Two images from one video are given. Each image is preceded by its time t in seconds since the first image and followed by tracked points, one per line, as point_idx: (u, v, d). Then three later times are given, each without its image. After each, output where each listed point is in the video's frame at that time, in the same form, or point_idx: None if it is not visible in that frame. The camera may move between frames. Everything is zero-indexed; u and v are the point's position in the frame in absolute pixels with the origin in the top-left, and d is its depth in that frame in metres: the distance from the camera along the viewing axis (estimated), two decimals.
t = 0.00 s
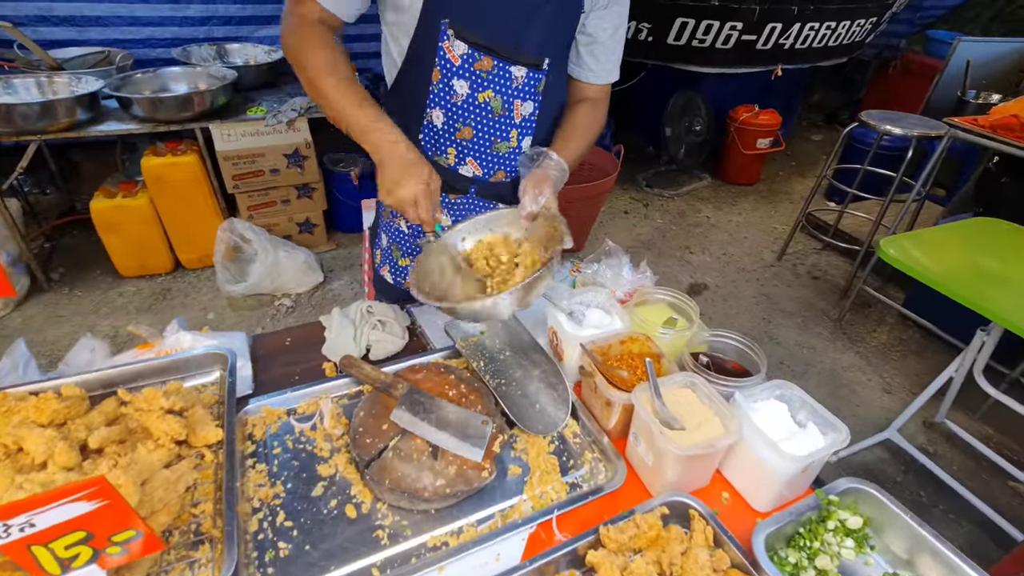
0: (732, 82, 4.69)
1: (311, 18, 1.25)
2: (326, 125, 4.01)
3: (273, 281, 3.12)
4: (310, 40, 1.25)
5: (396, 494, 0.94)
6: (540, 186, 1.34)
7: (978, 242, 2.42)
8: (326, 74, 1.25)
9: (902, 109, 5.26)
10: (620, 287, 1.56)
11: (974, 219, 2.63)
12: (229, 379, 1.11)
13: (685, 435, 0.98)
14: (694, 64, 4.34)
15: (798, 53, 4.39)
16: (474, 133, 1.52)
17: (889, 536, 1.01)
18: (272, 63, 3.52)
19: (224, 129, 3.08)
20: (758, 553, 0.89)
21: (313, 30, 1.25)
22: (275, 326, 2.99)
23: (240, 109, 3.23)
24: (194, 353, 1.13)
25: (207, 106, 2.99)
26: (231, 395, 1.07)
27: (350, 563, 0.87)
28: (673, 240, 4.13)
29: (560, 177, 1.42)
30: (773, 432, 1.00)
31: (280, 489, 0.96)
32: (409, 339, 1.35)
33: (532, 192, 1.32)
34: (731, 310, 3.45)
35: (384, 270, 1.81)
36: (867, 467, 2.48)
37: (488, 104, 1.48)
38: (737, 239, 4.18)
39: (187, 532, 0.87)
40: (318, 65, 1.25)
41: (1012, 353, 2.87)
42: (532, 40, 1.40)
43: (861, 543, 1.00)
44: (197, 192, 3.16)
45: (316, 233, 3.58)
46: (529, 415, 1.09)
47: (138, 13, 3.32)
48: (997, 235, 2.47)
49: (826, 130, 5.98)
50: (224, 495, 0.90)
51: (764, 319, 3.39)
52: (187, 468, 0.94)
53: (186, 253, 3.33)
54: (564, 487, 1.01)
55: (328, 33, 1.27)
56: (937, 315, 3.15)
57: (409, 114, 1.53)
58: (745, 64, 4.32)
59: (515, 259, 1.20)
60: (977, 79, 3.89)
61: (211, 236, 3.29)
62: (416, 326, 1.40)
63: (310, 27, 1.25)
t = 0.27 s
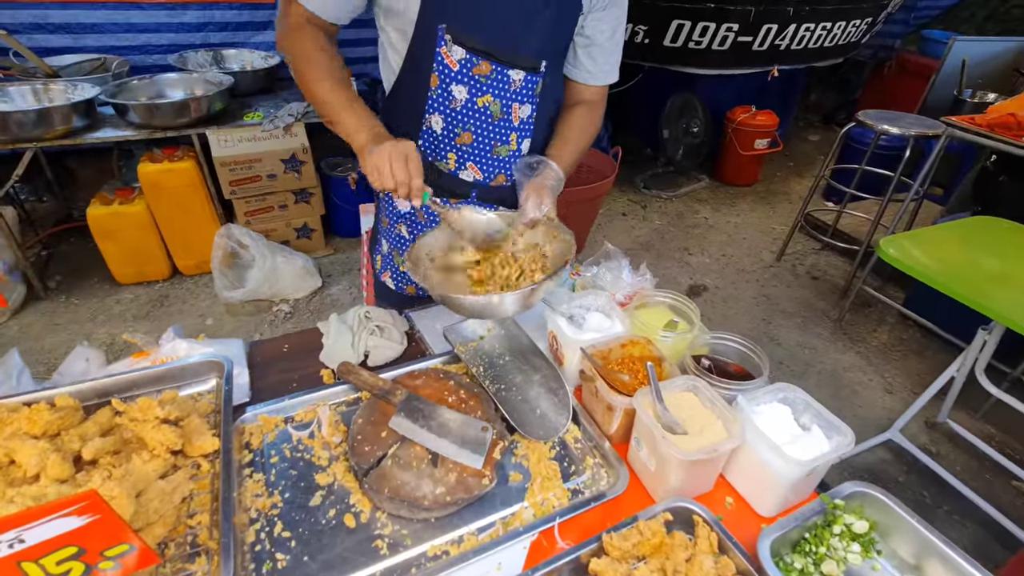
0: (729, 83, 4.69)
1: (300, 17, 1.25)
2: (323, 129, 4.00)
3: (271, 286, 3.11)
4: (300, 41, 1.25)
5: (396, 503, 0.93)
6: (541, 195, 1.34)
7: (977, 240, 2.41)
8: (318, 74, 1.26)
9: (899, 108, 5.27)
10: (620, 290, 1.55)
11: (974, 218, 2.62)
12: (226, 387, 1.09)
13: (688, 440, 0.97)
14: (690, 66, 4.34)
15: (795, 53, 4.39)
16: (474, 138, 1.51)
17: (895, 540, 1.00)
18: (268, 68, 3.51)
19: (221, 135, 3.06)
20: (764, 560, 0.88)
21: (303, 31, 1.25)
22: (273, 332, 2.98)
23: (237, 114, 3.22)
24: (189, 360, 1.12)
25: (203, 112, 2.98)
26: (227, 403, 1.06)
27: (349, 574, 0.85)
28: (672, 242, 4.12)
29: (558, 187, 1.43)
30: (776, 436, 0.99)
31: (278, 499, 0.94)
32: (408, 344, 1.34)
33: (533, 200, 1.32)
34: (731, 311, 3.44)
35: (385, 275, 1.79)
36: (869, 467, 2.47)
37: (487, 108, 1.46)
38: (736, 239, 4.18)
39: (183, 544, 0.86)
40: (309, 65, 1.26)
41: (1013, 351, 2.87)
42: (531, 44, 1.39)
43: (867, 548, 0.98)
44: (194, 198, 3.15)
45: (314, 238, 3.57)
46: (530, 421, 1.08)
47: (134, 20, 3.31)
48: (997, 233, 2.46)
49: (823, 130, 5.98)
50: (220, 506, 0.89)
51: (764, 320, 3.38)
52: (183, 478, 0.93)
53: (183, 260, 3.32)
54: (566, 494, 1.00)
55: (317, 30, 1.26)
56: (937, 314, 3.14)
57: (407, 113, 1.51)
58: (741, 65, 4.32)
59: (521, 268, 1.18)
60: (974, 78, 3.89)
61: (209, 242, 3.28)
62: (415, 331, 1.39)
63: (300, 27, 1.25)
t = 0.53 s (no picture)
0: (727, 85, 4.70)
1: (312, 45, 1.31)
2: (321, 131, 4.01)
3: (270, 289, 3.11)
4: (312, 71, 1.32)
5: (395, 505, 0.92)
6: (533, 196, 1.33)
7: (976, 241, 2.42)
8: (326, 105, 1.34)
9: (896, 110, 5.28)
10: (620, 291, 1.55)
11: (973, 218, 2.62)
12: (225, 391, 1.09)
13: (688, 441, 0.96)
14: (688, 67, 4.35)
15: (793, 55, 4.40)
16: (472, 144, 1.51)
17: (896, 541, 1.00)
18: (267, 71, 3.52)
19: (220, 137, 3.06)
20: (765, 562, 0.87)
21: (314, 60, 1.31)
22: (272, 334, 2.97)
23: (236, 117, 3.22)
24: (188, 363, 1.11)
25: (202, 114, 2.98)
26: (226, 407, 1.05)
27: None
28: (671, 243, 4.12)
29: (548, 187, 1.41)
30: (777, 437, 0.99)
31: (277, 501, 0.94)
32: (407, 346, 1.34)
33: (524, 199, 1.32)
34: (730, 312, 3.44)
35: (390, 278, 1.79)
36: (869, 468, 2.46)
37: (484, 115, 1.46)
38: (734, 241, 4.18)
39: (181, 548, 0.85)
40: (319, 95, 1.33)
41: (1012, 352, 2.87)
42: (528, 46, 1.39)
43: (868, 549, 0.98)
44: (193, 201, 3.15)
45: (313, 240, 3.57)
46: (529, 422, 1.08)
47: (133, 22, 3.32)
48: (995, 234, 2.46)
49: (821, 131, 5.99)
50: (219, 509, 0.89)
51: (763, 321, 3.38)
52: (182, 482, 0.93)
53: (182, 262, 3.31)
54: (566, 496, 1.00)
55: (331, 61, 1.33)
56: (936, 315, 3.15)
57: (406, 117, 1.48)
58: (739, 66, 4.33)
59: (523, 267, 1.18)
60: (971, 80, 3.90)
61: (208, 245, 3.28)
62: (415, 334, 1.38)
63: (312, 56, 1.31)
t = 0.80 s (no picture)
0: (725, 87, 4.70)
1: (296, 23, 1.23)
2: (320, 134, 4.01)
3: (269, 291, 3.11)
4: (292, 43, 1.21)
5: (393, 509, 0.92)
6: (545, 191, 1.33)
7: (975, 242, 2.42)
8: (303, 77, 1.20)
9: (894, 111, 5.29)
10: (618, 294, 1.55)
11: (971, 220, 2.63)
12: (223, 394, 1.09)
13: (687, 443, 0.96)
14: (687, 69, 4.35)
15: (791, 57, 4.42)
16: (467, 143, 1.51)
17: (896, 544, 1.00)
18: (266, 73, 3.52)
19: (219, 140, 3.06)
20: (764, 564, 0.87)
21: (296, 34, 1.22)
22: (271, 337, 2.97)
23: (235, 119, 3.22)
24: (186, 367, 1.11)
25: (200, 117, 2.98)
26: (223, 410, 1.05)
27: None
28: (670, 245, 4.12)
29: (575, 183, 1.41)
30: (775, 439, 0.99)
31: (275, 505, 0.94)
32: (406, 349, 1.34)
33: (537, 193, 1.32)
34: (729, 314, 3.44)
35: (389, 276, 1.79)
36: (869, 470, 2.46)
37: (480, 115, 1.46)
38: (733, 242, 4.18)
39: (179, 552, 0.85)
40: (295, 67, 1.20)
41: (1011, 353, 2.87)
42: (523, 49, 1.39)
43: (867, 551, 0.98)
44: (191, 204, 3.15)
45: (312, 243, 3.57)
46: (528, 425, 1.08)
47: (132, 26, 3.32)
48: (993, 235, 2.47)
49: (820, 133, 6.00)
50: (217, 513, 0.88)
51: (762, 323, 3.38)
52: (179, 486, 0.92)
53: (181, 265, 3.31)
54: (565, 499, 1.00)
55: (313, 40, 1.25)
56: (935, 316, 3.15)
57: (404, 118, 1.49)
58: (737, 68, 4.34)
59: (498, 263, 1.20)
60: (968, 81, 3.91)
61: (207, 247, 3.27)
62: (414, 336, 1.38)
63: (293, 31, 1.22)
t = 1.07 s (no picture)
0: (723, 90, 4.72)
1: (294, 27, 1.27)
2: (319, 137, 4.01)
3: (269, 294, 3.11)
4: (295, 50, 1.26)
5: (394, 511, 0.92)
6: (539, 185, 1.30)
7: (973, 244, 2.43)
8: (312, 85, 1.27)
9: (892, 113, 5.31)
10: (617, 296, 1.56)
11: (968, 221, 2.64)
12: (224, 397, 1.09)
13: (686, 444, 0.97)
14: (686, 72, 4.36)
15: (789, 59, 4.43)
16: (474, 147, 1.52)
17: (894, 544, 1.00)
18: (265, 77, 3.53)
19: (219, 143, 3.07)
20: (763, 564, 0.88)
21: (296, 38, 1.26)
22: (270, 340, 2.97)
23: (235, 123, 3.23)
24: (187, 369, 1.11)
25: (201, 120, 2.99)
26: (225, 413, 1.05)
27: None
28: (669, 247, 4.13)
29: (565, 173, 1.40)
30: (774, 440, 0.99)
31: (276, 507, 0.94)
32: (406, 351, 1.34)
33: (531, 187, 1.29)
34: (728, 315, 3.44)
35: (390, 278, 1.79)
36: (868, 471, 2.46)
37: (486, 118, 1.47)
38: (732, 244, 4.19)
39: (181, 554, 0.85)
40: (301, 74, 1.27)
41: (1010, 354, 2.88)
42: (529, 52, 1.41)
43: (866, 551, 0.98)
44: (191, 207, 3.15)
45: (312, 245, 3.58)
46: (528, 426, 1.08)
47: (132, 30, 3.33)
48: (990, 237, 2.48)
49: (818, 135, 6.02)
50: (219, 514, 0.89)
51: (762, 324, 3.38)
52: (181, 488, 0.93)
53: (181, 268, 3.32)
54: (565, 500, 1.00)
55: (312, 44, 1.29)
56: (934, 318, 3.16)
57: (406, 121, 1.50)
58: (735, 71, 4.35)
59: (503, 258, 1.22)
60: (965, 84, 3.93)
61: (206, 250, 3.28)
62: (414, 339, 1.39)
63: (292, 36, 1.27)
